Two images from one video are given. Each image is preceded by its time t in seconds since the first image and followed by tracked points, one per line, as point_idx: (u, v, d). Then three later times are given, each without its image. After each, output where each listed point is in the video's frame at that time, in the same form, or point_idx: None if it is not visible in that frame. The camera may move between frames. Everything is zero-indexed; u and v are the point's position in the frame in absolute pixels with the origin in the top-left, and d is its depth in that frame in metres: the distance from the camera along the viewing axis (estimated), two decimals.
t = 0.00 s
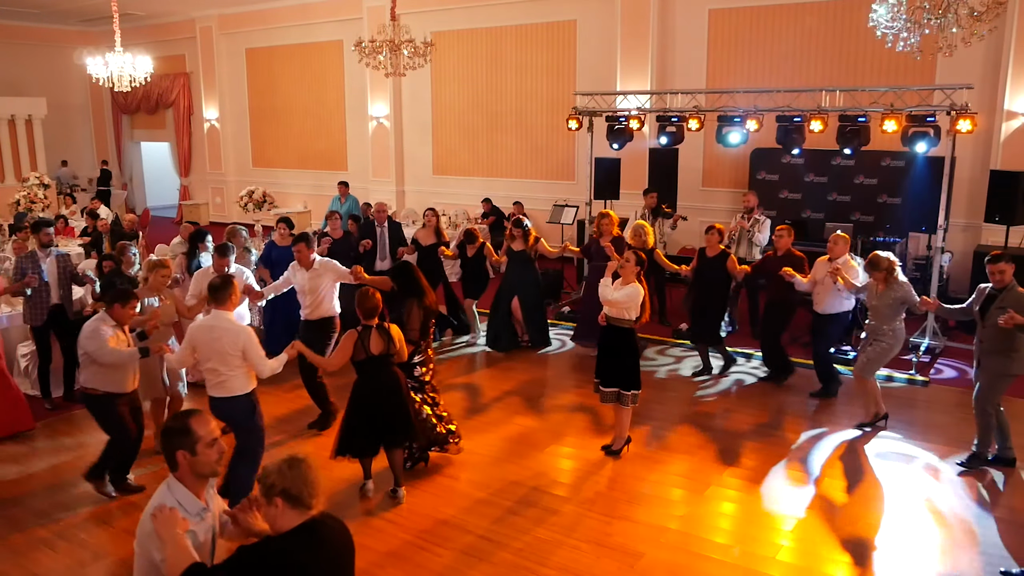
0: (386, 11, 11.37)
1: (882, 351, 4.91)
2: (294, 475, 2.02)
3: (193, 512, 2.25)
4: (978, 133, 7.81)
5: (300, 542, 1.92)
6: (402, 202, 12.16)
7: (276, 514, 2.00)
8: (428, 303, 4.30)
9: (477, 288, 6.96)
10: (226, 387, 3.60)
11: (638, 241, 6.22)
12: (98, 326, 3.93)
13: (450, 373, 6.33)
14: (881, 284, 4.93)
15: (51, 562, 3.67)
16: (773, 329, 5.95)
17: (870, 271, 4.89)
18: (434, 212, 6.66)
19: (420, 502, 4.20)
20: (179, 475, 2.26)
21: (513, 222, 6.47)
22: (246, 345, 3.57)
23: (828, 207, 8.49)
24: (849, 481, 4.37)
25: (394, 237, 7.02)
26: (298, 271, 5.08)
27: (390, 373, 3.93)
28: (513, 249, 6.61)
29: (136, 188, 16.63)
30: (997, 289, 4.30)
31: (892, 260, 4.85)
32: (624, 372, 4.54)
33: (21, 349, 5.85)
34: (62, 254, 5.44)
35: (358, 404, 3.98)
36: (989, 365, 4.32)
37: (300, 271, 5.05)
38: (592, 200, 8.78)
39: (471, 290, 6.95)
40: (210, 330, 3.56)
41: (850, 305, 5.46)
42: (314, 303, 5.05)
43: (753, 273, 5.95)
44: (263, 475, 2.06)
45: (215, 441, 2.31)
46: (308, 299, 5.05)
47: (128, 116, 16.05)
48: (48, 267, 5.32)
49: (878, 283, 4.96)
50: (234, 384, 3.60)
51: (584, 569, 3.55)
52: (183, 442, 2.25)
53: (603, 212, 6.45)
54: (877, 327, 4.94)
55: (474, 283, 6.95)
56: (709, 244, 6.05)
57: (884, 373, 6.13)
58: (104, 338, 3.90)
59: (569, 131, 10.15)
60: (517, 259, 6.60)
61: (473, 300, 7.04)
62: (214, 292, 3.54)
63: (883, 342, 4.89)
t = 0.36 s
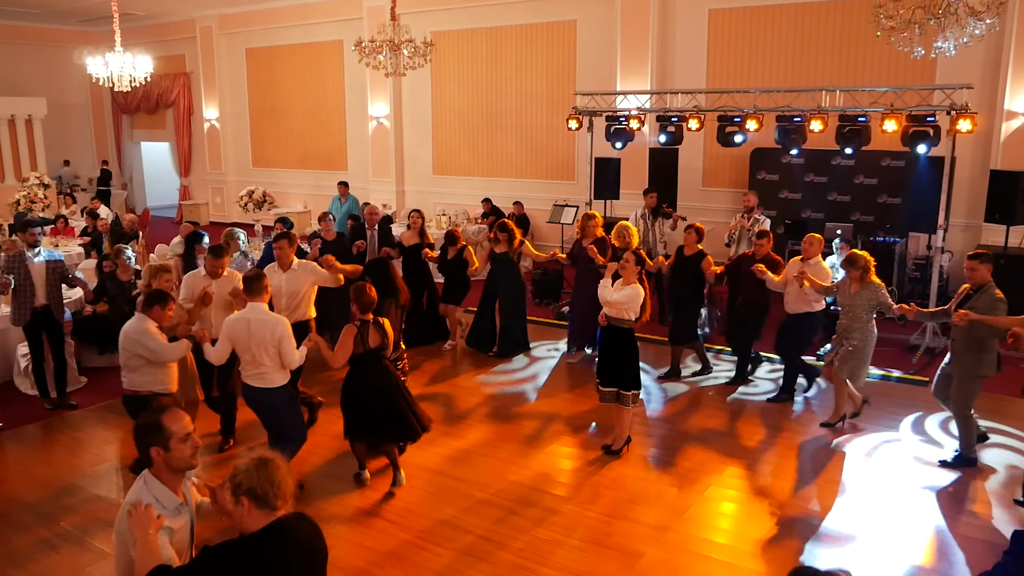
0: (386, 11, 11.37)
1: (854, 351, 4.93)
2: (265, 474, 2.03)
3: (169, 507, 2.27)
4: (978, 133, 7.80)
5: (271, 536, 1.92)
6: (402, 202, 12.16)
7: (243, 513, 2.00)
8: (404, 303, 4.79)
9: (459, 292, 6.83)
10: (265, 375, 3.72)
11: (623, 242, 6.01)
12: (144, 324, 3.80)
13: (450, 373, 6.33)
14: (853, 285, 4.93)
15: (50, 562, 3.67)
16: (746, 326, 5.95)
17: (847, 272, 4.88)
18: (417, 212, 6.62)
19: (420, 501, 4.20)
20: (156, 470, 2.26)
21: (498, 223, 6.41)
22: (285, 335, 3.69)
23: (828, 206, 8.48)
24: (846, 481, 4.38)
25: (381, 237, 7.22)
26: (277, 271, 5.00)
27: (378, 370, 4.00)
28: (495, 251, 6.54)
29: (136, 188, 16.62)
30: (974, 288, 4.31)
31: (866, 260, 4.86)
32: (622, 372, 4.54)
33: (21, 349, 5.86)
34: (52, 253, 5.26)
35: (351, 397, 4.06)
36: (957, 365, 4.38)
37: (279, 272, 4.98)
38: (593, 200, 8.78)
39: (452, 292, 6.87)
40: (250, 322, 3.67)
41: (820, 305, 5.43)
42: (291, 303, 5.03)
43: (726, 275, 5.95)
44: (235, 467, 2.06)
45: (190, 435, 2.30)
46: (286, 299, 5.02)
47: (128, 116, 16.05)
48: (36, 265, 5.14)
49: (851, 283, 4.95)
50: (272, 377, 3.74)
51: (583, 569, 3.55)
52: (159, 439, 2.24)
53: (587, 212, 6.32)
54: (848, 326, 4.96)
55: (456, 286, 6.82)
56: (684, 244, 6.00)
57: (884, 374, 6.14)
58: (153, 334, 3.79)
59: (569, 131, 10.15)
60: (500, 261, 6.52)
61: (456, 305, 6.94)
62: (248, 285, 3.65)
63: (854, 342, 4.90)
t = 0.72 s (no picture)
0: (386, 11, 11.38)
1: (853, 347, 5.00)
2: (242, 460, 2.04)
3: (165, 489, 2.28)
4: (978, 132, 7.80)
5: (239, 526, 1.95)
6: (402, 202, 12.15)
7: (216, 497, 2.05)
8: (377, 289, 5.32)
9: (451, 293, 6.84)
10: (290, 364, 3.72)
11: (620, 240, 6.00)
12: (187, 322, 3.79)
13: (450, 374, 6.32)
14: (843, 283, 4.93)
15: (51, 561, 3.67)
16: (733, 322, 6.05)
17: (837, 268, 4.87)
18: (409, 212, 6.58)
19: (419, 501, 4.20)
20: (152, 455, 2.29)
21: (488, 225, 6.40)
22: (309, 324, 3.70)
23: (828, 207, 8.48)
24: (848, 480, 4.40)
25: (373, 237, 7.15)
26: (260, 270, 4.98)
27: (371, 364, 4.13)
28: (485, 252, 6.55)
29: (136, 188, 16.62)
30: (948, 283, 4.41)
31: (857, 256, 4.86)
32: (625, 370, 4.53)
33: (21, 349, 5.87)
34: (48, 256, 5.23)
35: (348, 387, 4.17)
36: (928, 358, 4.50)
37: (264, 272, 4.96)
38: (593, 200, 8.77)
39: (444, 291, 6.86)
40: (274, 312, 3.66)
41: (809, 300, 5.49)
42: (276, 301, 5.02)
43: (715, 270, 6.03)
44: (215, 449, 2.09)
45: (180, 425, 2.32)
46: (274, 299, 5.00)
47: (128, 116, 16.06)
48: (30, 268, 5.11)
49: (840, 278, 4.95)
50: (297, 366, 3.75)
51: (582, 569, 3.55)
52: (146, 426, 2.28)
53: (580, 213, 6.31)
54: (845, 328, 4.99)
55: (447, 284, 6.84)
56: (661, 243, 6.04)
57: (884, 374, 6.13)
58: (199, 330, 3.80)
59: (569, 131, 10.15)
60: (489, 265, 6.50)
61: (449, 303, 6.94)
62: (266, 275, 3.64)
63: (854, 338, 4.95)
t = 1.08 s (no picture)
0: (386, 11, 11.38)
1: (850, 344, 4.97)
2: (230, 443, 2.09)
3: (163, 459, 2.34)
4: (978, 132, 7.80)
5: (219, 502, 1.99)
6: (402, 202, 12.16)
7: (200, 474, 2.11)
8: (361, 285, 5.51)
9: (449, 290, 6.85)
10: (316, 368, 3.72)
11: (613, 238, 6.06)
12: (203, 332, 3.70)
13: (450, 373, 6.33)
14: (844, 277, 4.94)
15: (52, 561, 3.67)
16: (729, 321, 6.09)
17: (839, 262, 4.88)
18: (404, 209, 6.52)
19: (420, 502, 4.20)
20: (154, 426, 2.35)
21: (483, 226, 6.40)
22: (336, 327, 3.73)
23: (828, 207, 8.49)
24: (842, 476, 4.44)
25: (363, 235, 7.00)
26: (241, 271, 4.90)
27: (384, 354, 4.14)
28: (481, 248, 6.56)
29: (136, 188, 16.62)
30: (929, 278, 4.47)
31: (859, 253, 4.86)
32: (632, 367, 4.55)
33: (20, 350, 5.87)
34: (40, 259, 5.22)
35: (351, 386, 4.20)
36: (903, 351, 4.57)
37: (245, 272, 4.88)
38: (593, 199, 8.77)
39: (440, 289, 6.86)
40: (304, 314, 3.67)
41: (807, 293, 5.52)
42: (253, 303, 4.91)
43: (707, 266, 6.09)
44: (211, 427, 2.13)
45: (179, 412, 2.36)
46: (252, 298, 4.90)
47: (128, 116, 16.05)
48: (20, 273, 5.11)
49: (840, 271, 4.96)
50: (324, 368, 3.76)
51: (582, 569, 3.56)
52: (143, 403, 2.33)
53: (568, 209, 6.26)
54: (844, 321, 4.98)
55: (443, 283, 6.84)
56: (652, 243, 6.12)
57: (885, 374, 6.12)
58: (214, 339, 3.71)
59: (569, 131, 10.16)
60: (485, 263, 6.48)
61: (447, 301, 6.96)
62: (291, 277, 3.67)
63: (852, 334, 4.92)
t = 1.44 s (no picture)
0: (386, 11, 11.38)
1: (856, 337, 5.02)
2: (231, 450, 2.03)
3: (150, 450, 2.33)
4: (979, 133, 7.80)
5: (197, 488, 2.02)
6: (402, 202, 12.16)
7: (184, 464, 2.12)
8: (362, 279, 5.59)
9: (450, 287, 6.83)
10: (349, 376, 3.70)
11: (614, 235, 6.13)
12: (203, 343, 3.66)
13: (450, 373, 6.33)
14: (851, 272, 4.98)
15: (52, 562, 3.67)
16: (732, 319, 6.12)
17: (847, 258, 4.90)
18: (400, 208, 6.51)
19: (419, 502, 4.19)
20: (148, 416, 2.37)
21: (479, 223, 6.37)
22: (369, 333, 3.72)
23: (828, 207, 8.49)
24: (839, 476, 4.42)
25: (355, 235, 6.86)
26: (220, 272, 4.87)
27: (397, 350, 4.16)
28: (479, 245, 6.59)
29: (136, 188, 16.63)
30: (916, 276, 4.54)
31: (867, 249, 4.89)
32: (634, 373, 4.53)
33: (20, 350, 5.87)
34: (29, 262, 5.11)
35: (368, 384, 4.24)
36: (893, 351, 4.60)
37: (226, 273, 4.86)
38: (592, 199, 8.75)
39: (440, 286, 6.87)
40: (343, 322, 3.64)
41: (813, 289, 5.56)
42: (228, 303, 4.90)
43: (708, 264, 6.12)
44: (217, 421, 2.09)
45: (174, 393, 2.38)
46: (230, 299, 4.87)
47: (128, 116, 16.05)
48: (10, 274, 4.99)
49: (849, 267, 4.99)
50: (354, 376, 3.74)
51: (581, 569, 3.55)
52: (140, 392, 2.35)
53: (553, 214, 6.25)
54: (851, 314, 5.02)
55: (444, 280, 6.85)
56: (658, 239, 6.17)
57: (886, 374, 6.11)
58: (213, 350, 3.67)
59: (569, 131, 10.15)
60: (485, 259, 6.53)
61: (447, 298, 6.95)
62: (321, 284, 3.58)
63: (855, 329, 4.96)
